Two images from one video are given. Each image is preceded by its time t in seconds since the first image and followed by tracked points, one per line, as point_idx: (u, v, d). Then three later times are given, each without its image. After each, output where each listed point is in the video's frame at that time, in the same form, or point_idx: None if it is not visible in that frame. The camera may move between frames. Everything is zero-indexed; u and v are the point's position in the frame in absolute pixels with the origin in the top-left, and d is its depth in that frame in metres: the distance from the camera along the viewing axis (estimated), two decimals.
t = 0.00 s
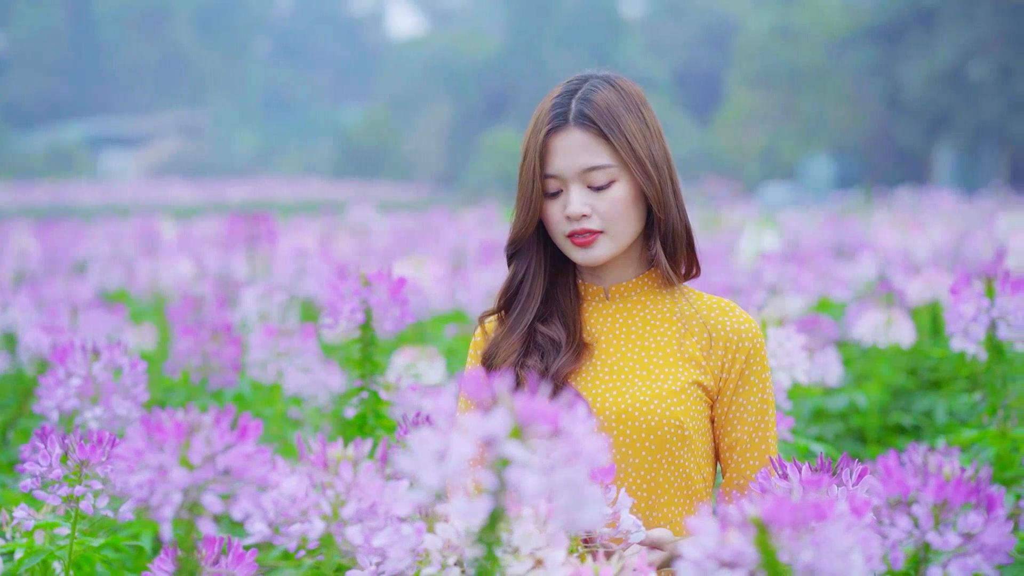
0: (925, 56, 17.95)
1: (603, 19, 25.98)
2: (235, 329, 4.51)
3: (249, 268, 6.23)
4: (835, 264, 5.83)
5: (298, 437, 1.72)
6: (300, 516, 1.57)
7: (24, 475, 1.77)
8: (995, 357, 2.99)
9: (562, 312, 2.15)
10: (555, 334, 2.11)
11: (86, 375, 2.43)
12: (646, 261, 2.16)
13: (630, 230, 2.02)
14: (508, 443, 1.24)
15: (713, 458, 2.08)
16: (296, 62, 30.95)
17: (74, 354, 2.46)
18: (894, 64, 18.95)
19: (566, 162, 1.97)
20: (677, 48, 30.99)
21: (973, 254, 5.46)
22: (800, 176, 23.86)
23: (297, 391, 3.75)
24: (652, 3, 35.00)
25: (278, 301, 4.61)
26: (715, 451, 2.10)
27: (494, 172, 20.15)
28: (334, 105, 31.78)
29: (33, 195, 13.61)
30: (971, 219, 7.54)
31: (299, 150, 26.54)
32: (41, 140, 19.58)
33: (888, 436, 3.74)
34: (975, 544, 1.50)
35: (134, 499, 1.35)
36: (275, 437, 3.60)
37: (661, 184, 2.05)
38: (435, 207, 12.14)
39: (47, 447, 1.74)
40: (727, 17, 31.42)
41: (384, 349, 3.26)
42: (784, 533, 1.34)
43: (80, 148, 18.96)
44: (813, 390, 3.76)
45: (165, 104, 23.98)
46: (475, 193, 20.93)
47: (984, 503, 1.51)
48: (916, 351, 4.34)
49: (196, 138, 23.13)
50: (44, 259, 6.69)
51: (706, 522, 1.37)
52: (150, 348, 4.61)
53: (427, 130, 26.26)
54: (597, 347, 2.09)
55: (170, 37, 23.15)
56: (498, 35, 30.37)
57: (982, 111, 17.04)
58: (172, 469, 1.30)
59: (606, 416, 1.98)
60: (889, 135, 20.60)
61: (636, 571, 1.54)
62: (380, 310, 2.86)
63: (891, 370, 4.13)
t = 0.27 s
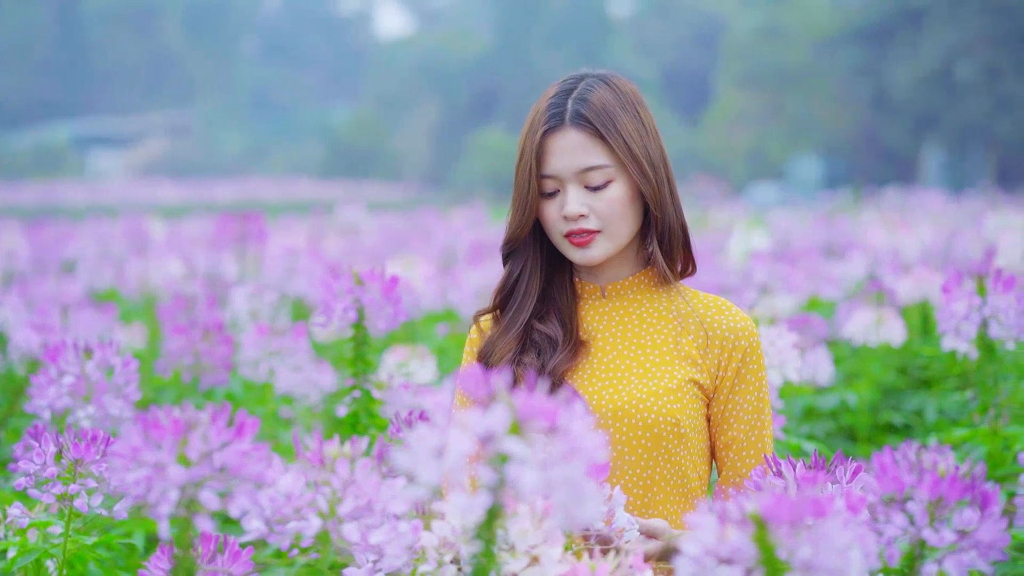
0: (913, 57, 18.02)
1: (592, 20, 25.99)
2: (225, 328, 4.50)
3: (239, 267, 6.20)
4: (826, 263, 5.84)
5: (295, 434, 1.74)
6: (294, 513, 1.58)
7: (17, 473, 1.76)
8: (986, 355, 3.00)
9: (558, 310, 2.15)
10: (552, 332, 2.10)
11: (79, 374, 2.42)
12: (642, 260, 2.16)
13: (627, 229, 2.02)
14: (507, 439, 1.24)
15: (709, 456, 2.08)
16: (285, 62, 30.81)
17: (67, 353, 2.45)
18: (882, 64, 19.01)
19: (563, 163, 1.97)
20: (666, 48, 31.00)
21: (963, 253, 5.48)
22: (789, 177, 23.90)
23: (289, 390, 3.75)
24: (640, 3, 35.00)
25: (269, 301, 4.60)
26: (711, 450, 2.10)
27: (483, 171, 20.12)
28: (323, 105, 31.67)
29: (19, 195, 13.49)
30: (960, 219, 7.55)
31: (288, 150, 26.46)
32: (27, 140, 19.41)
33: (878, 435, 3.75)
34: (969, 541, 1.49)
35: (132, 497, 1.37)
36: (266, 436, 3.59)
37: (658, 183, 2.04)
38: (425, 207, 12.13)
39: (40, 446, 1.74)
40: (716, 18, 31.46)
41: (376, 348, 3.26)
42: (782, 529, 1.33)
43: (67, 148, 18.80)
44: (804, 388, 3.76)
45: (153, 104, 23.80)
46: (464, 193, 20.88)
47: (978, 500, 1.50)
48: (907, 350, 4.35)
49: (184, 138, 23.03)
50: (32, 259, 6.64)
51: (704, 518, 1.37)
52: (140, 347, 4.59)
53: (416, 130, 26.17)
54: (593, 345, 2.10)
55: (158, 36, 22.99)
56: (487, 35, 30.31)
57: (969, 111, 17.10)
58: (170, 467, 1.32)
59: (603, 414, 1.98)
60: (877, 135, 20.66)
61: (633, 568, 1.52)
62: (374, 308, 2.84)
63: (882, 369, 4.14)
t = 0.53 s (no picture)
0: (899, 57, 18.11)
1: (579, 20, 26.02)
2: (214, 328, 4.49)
3: (229, 267, 6.18)
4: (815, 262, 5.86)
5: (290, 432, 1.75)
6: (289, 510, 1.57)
7: (9, 473, 1.75)
8: (977, 354, 3.02)
9: (553, 309, 2.15)
10: (547, 330, 2.10)
11: (69, 373, 2.42)
12: (637, 259, 2.16)
13: (623, 229, 2.02)
14: (500, 436, 1.23)
15: (703, 453, 2.08)
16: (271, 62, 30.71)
17: (57, 352, 2.44)
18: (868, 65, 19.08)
19: (559, 163, 1.96)
20: (654, 48, 31.04)
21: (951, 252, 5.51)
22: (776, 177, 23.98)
23: (278, 389, 3.74)
24: (627, 4, 35.03)
25: (259, 300, 4.59)
26: (705, 447, 2.10)
27: (469, 171, 20.10)
28: (309, 105, 31.56)
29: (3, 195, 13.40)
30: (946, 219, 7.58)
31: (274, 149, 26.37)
32: (13, 140, 19.25)
33: (868, 433, 3.75)
34: (965, 538, 1.48)
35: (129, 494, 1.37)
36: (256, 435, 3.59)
37: (653, 182, 2.04)
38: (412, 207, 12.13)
39: (32, 445, 1.73)
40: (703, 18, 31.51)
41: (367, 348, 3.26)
42: (778, 526, 1.33)
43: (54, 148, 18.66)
44: (794, 387, 3.77)
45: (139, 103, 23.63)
46: (452, 193, 20.82)
47: (975, 498, 1.48)
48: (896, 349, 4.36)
49: (169, 137, 22.94)
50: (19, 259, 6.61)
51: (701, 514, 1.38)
52: (129, 346, 4.57)
53: (404, 129, 26.10)
54: (588, 342, 2.09)
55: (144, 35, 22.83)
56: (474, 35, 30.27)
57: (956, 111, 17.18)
58: (166, 466, 1.32)
59: (598, 413, 1.98)
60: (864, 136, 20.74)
61: (627, 566, 1.51)
62: (365, 307, 2.84)
63: (872, 368, 4.16)
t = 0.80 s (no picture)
0: (886, 58, 18.19)
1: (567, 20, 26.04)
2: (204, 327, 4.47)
3: (218, 266, 6.16)
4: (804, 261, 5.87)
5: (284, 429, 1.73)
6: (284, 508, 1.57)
7: None
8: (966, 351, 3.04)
9: (548, 307, 2.15)
10: (541, 328, 2.10)
11: (60, 371, 2.40)
12: (630, 258, 2.16)
13: (618, 228, 2.02)
14: (493, 434, 1.23)
15: (697, 451, 2.08)
16: (258, 61, 30.63)
17: (47, 350, 2.42)
18: (856, 64, 19.15)
19: (554, 163, 1.96)
20: (641, 48, 31.08)
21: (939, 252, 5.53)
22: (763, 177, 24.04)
23: (269, 388, 3.75)
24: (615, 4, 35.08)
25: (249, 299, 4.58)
26: (699, 445, 2.10)
27: (457, 171, 20.07)
28: (296, 104, 31.51)
29: None
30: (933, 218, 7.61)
31: (262, 150, 26.27)
32: None
33: (857, 431, 3.76)
34: (958, 534, 1.50)
35: (123, 491, 1.37)
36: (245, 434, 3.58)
37: (648, 181, 2.05)
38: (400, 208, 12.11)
39: (24, 443, 1.72)
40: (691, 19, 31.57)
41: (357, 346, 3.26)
42: (772, 522, 1.33)
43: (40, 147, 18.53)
44: (783, 386, 3.78)
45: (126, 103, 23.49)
46: (440, 193, 20.79)
47: (965, 493, 1.52)
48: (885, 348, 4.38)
49: (156, 137, 22.82)
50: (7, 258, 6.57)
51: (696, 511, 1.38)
52: (119, 344, 4.56)
53: (391, 129, 26.06)
54: (582, 341, 2.10)
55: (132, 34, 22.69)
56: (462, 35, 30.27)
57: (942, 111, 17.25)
58: (162, 462, 1.32)
59: (592, 411, 1.98)
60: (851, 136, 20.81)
61: (621, 562, 1.51)
62: (356, 306, 2.83)
63: (861, 366, 4.17)
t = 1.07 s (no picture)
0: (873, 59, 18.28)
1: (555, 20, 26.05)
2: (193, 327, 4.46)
3: (207, 266, 6.13)
4: (793, 260, 5.88)
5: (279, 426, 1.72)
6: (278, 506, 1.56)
7: None
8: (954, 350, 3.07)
9: (541, 306, 2.15)
10: (534, 326, 2.11)
11: (51, 371, 2.39)
12: (624, 256, 2.16)
13: (612, 227, 2.02)
14: (488, 431, 1.24)
15: (690, 449, 2.09)
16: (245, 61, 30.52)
17: (37, 348, 2.40)
18: (843, 65, 19.22)
19: (548, 163, 1.97)
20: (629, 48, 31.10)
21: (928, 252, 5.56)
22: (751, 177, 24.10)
23: (258, 387, 3.75)
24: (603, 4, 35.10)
25: (239, 298, 4.57)
26: (691, 443, 2.11)
27: (445, 171, 20.06)
28: (284, 104, 31.42)
29: None
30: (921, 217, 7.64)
31: (249, 149, 26.18)
32: None
33: (846, 430, 3.76)
34: (950, 532, 1.52)
35: (115, 490, 1.35)
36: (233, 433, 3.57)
37: (642, 180, 2.05)
38: (388, 208, 12.07)
39: (14, 443, 1.72)
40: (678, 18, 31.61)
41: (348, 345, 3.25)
42: (765, 520, 1.33)
43: (26, 147, 18.37)
44: (772, 385, 3.79)
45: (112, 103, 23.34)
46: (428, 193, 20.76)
47: (957, 491, 1.53)
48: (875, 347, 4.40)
49: (143, 137, 22.72)
50: None
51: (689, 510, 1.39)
52: (108, 343, 4.54)
53: (378, 129, 25.99)
54: (575, 338, 2.10)
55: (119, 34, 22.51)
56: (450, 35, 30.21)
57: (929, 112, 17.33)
58: (154, 461, 1.31)
59: (586, 409, 1.99)
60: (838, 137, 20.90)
61: (614, 561, 1.52)
62: (347, 305, 2.83)
63: (850, 365, 4.19)
